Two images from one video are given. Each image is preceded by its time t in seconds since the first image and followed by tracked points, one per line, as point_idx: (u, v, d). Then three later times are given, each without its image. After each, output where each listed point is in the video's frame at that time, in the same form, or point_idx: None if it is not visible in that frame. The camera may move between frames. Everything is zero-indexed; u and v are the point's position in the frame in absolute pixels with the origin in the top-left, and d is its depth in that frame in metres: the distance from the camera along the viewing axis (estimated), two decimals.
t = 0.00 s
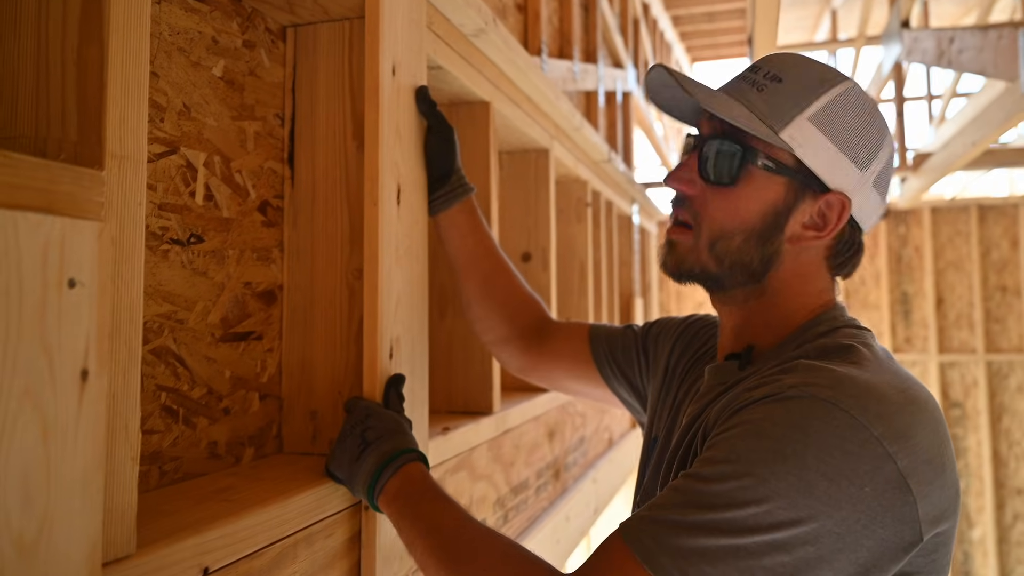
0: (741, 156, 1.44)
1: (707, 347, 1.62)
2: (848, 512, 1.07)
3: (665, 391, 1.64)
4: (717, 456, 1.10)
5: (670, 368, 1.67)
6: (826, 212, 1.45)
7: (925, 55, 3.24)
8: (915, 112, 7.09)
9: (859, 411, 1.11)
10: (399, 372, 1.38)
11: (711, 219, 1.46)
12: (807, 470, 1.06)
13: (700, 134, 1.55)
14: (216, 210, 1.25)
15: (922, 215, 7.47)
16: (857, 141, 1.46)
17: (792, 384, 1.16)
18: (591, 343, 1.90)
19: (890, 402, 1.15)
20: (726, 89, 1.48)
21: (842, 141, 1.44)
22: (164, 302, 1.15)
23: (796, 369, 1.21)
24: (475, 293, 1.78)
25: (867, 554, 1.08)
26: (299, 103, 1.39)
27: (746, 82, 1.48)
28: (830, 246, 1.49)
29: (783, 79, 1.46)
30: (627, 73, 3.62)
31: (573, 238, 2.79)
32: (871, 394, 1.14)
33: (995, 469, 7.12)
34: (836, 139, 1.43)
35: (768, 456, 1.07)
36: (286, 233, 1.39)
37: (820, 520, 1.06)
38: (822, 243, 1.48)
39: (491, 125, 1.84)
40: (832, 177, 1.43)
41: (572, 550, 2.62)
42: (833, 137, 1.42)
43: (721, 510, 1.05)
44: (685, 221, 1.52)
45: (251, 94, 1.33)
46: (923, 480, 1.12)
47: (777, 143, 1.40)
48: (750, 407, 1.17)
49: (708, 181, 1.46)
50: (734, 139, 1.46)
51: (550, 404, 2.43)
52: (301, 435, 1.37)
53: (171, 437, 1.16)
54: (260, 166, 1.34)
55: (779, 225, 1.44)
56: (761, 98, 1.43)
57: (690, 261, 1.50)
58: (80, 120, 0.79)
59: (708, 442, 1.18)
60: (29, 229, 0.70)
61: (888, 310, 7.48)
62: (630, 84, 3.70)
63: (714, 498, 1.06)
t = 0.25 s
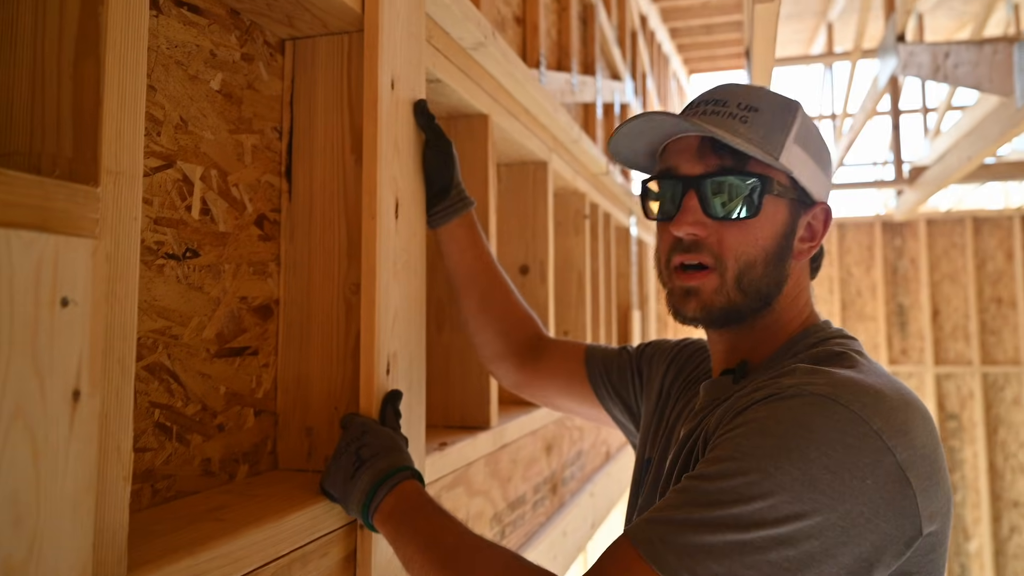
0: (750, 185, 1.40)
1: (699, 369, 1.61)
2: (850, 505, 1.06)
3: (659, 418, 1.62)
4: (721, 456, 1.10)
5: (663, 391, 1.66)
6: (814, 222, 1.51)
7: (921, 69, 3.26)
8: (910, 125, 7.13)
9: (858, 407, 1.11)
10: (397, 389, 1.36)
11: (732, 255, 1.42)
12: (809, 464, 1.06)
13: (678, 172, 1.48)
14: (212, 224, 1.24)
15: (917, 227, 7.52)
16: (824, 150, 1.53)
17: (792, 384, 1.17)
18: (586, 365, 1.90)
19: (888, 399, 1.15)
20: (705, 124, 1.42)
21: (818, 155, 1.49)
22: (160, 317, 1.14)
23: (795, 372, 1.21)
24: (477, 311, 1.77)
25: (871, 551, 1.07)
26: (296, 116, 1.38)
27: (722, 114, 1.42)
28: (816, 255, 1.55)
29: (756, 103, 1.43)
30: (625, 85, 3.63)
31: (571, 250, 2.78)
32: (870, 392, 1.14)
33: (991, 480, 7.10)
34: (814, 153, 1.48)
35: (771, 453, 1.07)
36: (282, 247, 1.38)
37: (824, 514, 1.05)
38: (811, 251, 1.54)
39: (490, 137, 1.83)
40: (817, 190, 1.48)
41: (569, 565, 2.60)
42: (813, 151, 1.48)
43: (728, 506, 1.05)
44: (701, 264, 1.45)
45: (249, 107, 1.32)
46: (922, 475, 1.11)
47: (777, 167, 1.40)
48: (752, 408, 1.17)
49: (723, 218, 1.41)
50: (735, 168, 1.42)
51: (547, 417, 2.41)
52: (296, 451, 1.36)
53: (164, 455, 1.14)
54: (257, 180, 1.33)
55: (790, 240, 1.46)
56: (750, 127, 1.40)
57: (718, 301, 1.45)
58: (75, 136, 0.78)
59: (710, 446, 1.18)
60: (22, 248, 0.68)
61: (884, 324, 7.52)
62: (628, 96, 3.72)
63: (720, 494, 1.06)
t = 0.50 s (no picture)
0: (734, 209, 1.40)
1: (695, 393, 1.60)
2: (847, 507, 1.03)
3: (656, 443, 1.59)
4: (717, 462, 1.09)
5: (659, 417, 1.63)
6: (796, 243, 1.52)
7: (916, 86, 3.27)
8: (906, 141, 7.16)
9: (852, 410, 1.10)
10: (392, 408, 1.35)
11: (722, 277, 1.40)
12: (804, 465, 1.04)
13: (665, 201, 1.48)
14: (207, 241, 1.22)
15: (914, 242, 7.56)
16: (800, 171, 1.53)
17: (786, 391, 1.16)
18: (589, 387, 1.87)
19: (881, 403, 1.14)
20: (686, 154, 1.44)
21: (795, 179, 1.49)
22: (153, 334, 1.12)
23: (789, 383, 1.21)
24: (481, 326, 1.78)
25: (870, 554, 1.04)
26: (293, 133, 1.37)
27: (701, 145, 1.44)
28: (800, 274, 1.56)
29: (733, 132, 1.45)
30: (622, 101, 3.64)
31: (568, 266, 2.77)
32: (863, 397, 1.13)
33: (988, 497, 7.07)
34: (791, 178, 1.48)
35: (766, 456, 1.05)
36: (278, 264, 1.36)
37: (821, 515, 1.02)
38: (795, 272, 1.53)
39: (488, 154, 1.82)
40: (796, 212, 1.49)
41: None
42: (789, 175, 1.48)
43: (729, 509, 1.02)
44: (692, 287, 1.43)
45: (245, 124, 1.31)
46: (917, 479, 1.09)
47: (759, 189, 1.41)
48: (747, 416, 1.17)
49: (712, 241, 1.40)
50: (718, 194, 1.42)
51: (545, 435, 2.39)
52: (290, 472, 1.33)
53: (156, 476, 1.12)
54: (253, 197, 1.32)
55: (776, 261, 1.45)
56: (728, 155, 1.41)
57: (710, 325, 1.43)
58: (68, 155, 0.77)
59: (706, 456, 1.16)
60: (12, 271, 0.67)
61: (880, 339, 7.53)
62: (626, 112, 3.72)
63: (715, 497, 1.04)
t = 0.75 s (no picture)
0: (705, 213, 1.41)
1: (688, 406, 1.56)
2: (849, 526, 1.02)
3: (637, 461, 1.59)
4: (716, 483, 1.06)
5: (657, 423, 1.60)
6: (787, 260, 1.43)
7: (913, 97, 3.28)
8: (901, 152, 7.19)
9: (849, 426, 1.07)
10: (392, 420, 1.33)
11: (678, 272, 1.43)
12: (804, 485, 1.02)
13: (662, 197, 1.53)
14: (204, 251, 1.21)
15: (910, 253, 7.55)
16: (812, 191, 1.44)
17: (783, 408, 1.13)
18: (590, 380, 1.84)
19: (878, 417, 1.12)
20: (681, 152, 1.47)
21: (798, 195, 1.42)
22: (148, 346, 1.10)
23: (784, 398, 1.17)
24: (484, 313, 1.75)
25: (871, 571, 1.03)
26: (291, 142, 1.36)
27: (702, 146, 1.46)
28: (793, 291, 1.47)
29: (739, 140, 1.44)
30: (619, 111, 3.65)
31: (567, 277, 2.76)
32: (861, 412, 1.11)
33: (986, 508, 7.04)
34: (792, 194, 1.41)
35: (766, 476, 1.03)
36: (274, 274, 1.35)
37: (824, 535, 1.01)
38: (785, 290, 1.46)
39: (487, 164, 1.81)
40: (790, 229, 1.40)
41: None
42: (789, 190, 1.41)
43: (731, 533, 1.00)
44: (654, 278, 1.48)
45: (244, 133, 1.30)
46: (915, 493, 1.07)
47: (739, 197, 1.38)
48: (744, 435, 1.13)
49: (676, 236, 1.44)
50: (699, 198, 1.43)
51: (544, 447, 2.37)
52: (288, 486, 1.31)
53: (150, 491, 1.10)
54: (251, 207, 1.31)
55: (745, 273, 1.41)
56: (721, 158, 1.42)
57: (662, 316, 1.46)
58: (63, 162, 0.76)
59: (704, 476, 1.13)
60: (6, 282, 0.65)
61: (878, 350, 7.51)
62: (623, 123, 3.73)
63: (715, 521, 1.02)
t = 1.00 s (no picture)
0: (701, 209, 1.44)
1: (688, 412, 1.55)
2: (863, 539, 1.01)
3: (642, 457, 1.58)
4: (728, 495, 1.05)
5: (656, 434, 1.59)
6: (781, 267, 1.40)
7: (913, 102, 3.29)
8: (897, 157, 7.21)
9: (861, 436, 1.07)
10: (393, 426, 1.32)
11: (672, 263, 1.47)
12: (818, 498, 1.01)
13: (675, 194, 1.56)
14: (205, 255, 1.20)
15: (909, 259, 7.49)
16: (820, 202, 1.41)
17: (793, 418, 1.12)
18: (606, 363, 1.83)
19: (888, 428, 1.11)
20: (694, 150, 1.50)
21: (801, 203, 1.40)
22: (149, 350, 1.09)
23: (791, 405, 1.16)
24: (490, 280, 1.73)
25: None
26: (291, 146, 1.35)
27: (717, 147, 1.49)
28: (791, 301, 1.43)
29: (754, 143, 1.45)
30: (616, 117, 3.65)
31: (566, 283, 2.75)
32: (871, 422, 1.10)
33: (984, 514, 7.06)
34: (795, 201, 1.39)
35: (780, 488, 1.02)
36: (275, 278, 1.33)
37: (838, 548, 1.00)
38: (780, 297, 1.42)
39: (487, 168, 1.80)
40: (786, 234, 1.38)
41: None
42: (791, 196, 1.39)
43: (742, 547, 1.00)
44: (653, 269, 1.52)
45: (244, 136, 1.29)
46: (928, 504, 1.06)
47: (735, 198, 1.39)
48: (754, 444, 1.12)
49: (674, 229, 1.47)
50: (699, 195, 1.46)
51: (543, 453, 2.36)
52: (288, 492, 1.30)
53: (151, 497, 1.09)
54: (251, 211, 1.30)
55: (734, 274, 1.41)
56: (731, 159, 1.44)
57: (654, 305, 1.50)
58: (64, 164, 0.75)
59: (713, 486, 1.12)
60: (6, 284, 0.65)
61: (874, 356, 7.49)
62: (620, 129, 3.73)
63: (727, 534, 1.01)
